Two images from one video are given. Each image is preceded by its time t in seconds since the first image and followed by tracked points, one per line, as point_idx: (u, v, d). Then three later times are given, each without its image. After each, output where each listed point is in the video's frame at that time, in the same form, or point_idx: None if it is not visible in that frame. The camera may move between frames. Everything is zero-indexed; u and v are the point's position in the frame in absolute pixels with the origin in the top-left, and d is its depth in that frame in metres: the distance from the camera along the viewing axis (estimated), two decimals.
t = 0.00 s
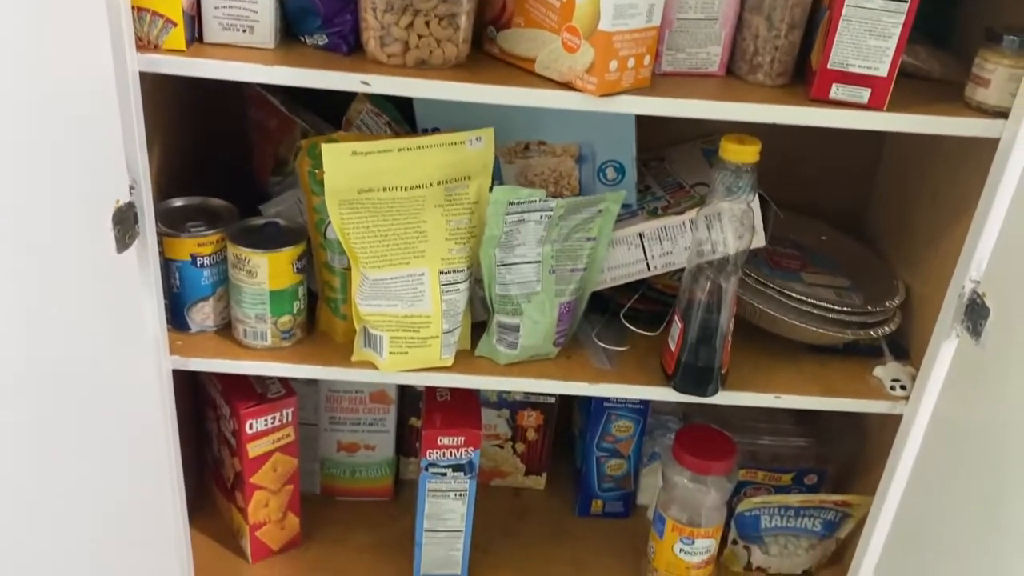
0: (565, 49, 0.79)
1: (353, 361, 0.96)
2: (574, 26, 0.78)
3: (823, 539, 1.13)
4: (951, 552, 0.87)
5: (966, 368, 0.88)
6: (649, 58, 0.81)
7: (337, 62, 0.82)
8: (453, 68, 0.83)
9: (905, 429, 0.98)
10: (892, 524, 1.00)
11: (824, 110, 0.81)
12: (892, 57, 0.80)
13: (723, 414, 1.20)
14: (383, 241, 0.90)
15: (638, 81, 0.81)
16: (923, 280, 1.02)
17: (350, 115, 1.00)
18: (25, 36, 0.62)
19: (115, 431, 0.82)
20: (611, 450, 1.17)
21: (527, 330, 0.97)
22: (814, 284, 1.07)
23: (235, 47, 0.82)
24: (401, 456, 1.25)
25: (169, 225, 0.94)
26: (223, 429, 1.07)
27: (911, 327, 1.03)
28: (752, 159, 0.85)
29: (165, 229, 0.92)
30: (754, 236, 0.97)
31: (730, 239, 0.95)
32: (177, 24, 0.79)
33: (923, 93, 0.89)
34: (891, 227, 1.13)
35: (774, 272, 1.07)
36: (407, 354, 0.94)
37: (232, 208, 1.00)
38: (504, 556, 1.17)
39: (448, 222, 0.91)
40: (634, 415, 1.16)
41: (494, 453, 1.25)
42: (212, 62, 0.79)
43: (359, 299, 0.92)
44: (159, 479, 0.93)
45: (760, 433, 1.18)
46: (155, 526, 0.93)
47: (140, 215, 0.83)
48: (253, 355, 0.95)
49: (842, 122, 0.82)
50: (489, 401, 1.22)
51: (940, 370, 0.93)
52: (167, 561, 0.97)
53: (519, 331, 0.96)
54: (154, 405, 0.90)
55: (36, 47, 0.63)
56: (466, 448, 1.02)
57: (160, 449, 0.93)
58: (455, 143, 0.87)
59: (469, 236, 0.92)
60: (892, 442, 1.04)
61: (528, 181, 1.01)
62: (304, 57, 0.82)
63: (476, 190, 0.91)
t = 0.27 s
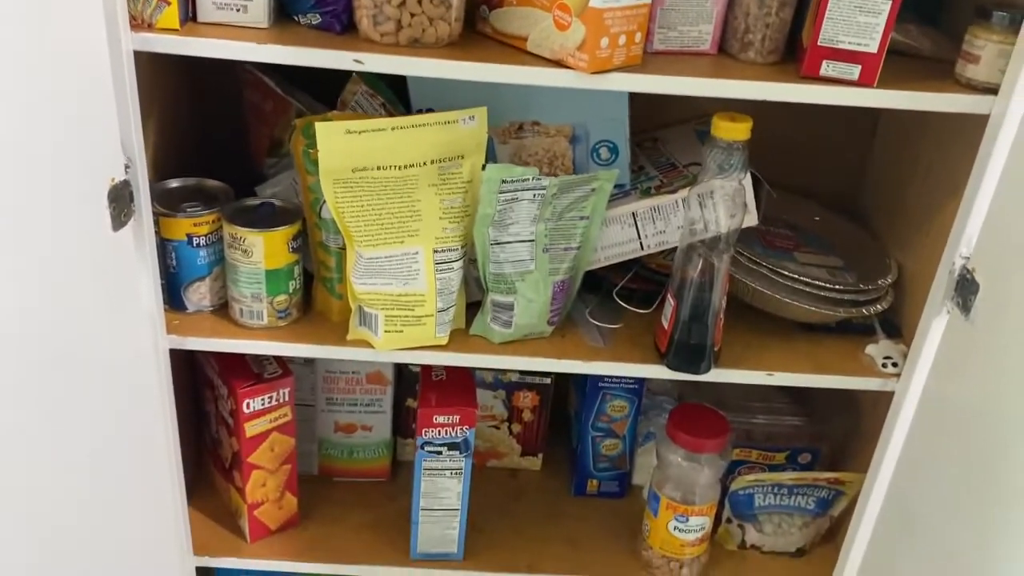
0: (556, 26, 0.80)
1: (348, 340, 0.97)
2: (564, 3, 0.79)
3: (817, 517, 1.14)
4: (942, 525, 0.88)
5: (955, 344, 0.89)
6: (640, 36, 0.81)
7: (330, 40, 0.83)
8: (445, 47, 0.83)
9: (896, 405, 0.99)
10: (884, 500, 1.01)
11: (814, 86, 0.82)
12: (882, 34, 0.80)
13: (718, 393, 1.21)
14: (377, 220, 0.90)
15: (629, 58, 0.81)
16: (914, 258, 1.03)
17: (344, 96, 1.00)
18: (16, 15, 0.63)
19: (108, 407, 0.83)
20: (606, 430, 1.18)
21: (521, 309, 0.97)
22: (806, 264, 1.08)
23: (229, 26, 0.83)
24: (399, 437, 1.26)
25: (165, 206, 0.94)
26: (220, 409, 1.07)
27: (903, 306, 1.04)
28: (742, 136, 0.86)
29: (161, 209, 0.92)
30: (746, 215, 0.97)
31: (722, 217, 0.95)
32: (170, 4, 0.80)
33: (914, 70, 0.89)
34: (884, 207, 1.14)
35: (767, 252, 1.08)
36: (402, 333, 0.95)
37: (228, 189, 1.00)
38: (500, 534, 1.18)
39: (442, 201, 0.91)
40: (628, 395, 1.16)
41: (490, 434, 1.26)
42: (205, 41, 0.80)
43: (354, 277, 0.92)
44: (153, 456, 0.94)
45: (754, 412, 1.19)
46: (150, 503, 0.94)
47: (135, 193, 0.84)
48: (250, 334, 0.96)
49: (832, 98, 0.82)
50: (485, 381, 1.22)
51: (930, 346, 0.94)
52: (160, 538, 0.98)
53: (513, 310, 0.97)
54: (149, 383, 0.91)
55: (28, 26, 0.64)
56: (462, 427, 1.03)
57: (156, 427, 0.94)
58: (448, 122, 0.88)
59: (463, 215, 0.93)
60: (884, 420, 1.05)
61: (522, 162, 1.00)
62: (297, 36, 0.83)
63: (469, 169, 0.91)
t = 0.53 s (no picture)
0: (548, 2, 0.80)
1: (344, 318, 0.97)
2: None
3: (811, 496, 1.14)
4: (935, 499, 0.89)
5: (947, 319, 0.90)
6: (633, 12, 0.81)
7: (324, 18, 0.83)
8: (438, 24, 0.84)
9: (890, 381, 1.00)
10: (878, 475, 1.02)
11: (807, 62, 0.82)
12: (873, 9, 0.80)
13: (713, 373, 1.22)
14: (372, 198, 0.91)
15: (622, 35, 0.82)
16: (908, 236, 1.04)
17: (339, 76, 1.00)
18: None
19: (105, 383, 0.84)
20: (602, 409, 1.19)
21: (516, 287, 0.98)
22: (801, 242, 1.08)
23: (223, 5, 0.83)
24: (397, 418, 1.27)
25: (161, 185, 0.95)
26: (218, 389, 1.08)
27: (897, 283, 1.05)
28: (734, 112, 0.86)
29: (157, 187, 0.93)
30: (740, 193, 0.98)
31: (716, 194, 0.95)
32: None
33: (906, 47, 0.90)
34: (878, 186, 1.14)
35: (762, 230, 1.08)
36: (397, 312, 0.95)
37: (223, 169, 1.01)
38: (497, 513, 1.18)
39: (437, 179, 0.92)
40: (625, 374, 1.17)
41: (487, 415, 1.27)
42: (199, 18, 0.80)
43: (350, 255, 0.93)
44: (149, 433, 0.95)
45: (749, 390, 1.20)
46: (148, 478, 0.96)
47: (132, 172, 0.85)
48: (246, 313, 0.96)
49: (825, 74, 0.82)
50: (481, 362, 1.23)
51: (923, 323, 0.94)
52: (157, 515, 0.99)
53: (508, 289, 0.98)
54: (146, 361, 0.92)
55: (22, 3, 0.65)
56: (458, 405, 1.03)
57: (153, 405, 0.95)
58: (443, 99, 0.88)
59: (457, 193, 0.93)
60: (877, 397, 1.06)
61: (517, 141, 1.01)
62: (291, 14, 0.83)
63: (464, 147, 0.91)
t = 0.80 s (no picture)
0: None
1: (340, 297, 0.98)
2: None
3: (805, 474, 1.15)
4: (926, 473, 0.90)
5: (938, 295, 0.90)
6: None
7: None
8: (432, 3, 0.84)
9: (882, 358, 1.01)
10: (870, 452, 1.03)
11: (797, 39, 0.83)
12: None
13: (707, 352, 1.23)
14: (367, 177, 0.91)
15: (614, 12, 0.82)
16: (900, 215, 1.04)
17: (334, 58, 1.00)
18: None
19: (102, 359, 0.85)
20: (597, 389, 1.20)
21: (510, 266, 0.99)
22: (793, 221, 1.08)
23: None
24: (394, 400, 1.28)
25: (157, 165, 0.95)
26: (216, 369, 1.09)
27: (889, 261, 1.05)
28: (726, 90, 0.87)
29: (154, 168, 0.93)
30: (733, 171, 0.98)
31: (709, 173, 0.96)
32: None
33: (897, 24, 0.90)
34: (871, 166, 1.15)
35: (754, 210, 1.08)
36: (393, 290, 0.96)
37: (219, 150, 1.01)
38: (494, 492, 1.19)
39: (431, 158, 0.92)
40: (620, 354, 1.18)
41: (484, 396, 1.28)
42: None
43: (345, 234, 0.94)
44: (146, 412, 0.96)
45: (743, 369, 1.21)
46: (145, 454, 0.97)
47: (129, 151, 0.86)
48: (243, 292, 0.97)
49: (816, 51, 0.83)
50: (478, 344, 1.23)
51: (914, 300, 0.95)
52: (154, 493, 1.01)
53: (503, 268, 0.98)
54: (143, 340, 0.93)
55: None
56: (453, 384, 1.04)
57: (150, 383, 0.96)
58: (437, 78, 0.89)
59: (452, 172, 0.94)
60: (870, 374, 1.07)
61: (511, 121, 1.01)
62: None
63: (458, 126, 0.92)
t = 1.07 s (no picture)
0: None
1: (339, 280, 0.99)
2: None
3: (800, 455, 1.16)
4: (917, 451, 0.91)
5: (929, 275, 0.91)
6: None
7: None
8: None
9: (875, 338, 1.02)
10: (863, 431, 1.04)
11: (790, 21, 0.83)
12: None
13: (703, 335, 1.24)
14: (364, 160, 0.92)
15: None
16: (893, 197, 1.05)
17: (331, 42, 1.01)
18: None
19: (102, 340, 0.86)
20: (594, 372, 1.21)
21: (506, 249, 0.99)
22: (787, 204, 1.09)
23: None
24: (393, 384, 1.29)
25: (157, 149, 0.96)
26: (216, 352, 1.10)
27: (881, 243, 1.06)
28: (720, 72, 0.88)
29: (153, 151, 0.94)
30: (727, 153, 0.99)
31: (704, 155, 0.97)
32: None
33: (889, 6, 0.91)
34: (865, 149, 1.16)
35: (749, 193, 1.09)
36: (390, 273, 0.97)
37: (218, 135, 1.02)
38: (492, 474, 1.21)
39: (428, 142, 0.93)
40: (616, 337, 1.19)
41: (482, 379, 1.29)
42: None
43: (343, 217, 0.95)
44: (146, 394, 0.97)
45: (739, 351, 1.22)
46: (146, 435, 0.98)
47: (128, 134, 0.86)
48: (242, 275, 0.98)
49: (807, 32, 0.84)
50: (475, 328, 1.25)
51: (906, 282, 0.96)
52: (155, 475, 1.02)
53: (499, 250, 0.99)
54: (143, 322, 0.94)
55: None
56: (451, 366, 1.05)
57: (150, 365, 0.97)
58: (433, 61, 0.90)
59: (448, 155, 0.95)
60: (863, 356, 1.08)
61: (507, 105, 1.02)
62: None
63: (454, 109, 0.93)
